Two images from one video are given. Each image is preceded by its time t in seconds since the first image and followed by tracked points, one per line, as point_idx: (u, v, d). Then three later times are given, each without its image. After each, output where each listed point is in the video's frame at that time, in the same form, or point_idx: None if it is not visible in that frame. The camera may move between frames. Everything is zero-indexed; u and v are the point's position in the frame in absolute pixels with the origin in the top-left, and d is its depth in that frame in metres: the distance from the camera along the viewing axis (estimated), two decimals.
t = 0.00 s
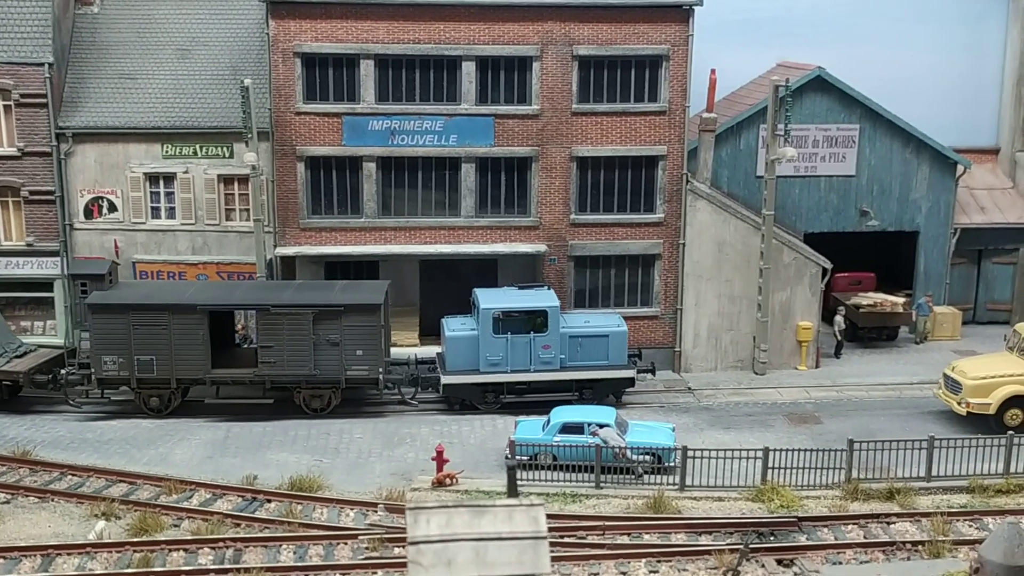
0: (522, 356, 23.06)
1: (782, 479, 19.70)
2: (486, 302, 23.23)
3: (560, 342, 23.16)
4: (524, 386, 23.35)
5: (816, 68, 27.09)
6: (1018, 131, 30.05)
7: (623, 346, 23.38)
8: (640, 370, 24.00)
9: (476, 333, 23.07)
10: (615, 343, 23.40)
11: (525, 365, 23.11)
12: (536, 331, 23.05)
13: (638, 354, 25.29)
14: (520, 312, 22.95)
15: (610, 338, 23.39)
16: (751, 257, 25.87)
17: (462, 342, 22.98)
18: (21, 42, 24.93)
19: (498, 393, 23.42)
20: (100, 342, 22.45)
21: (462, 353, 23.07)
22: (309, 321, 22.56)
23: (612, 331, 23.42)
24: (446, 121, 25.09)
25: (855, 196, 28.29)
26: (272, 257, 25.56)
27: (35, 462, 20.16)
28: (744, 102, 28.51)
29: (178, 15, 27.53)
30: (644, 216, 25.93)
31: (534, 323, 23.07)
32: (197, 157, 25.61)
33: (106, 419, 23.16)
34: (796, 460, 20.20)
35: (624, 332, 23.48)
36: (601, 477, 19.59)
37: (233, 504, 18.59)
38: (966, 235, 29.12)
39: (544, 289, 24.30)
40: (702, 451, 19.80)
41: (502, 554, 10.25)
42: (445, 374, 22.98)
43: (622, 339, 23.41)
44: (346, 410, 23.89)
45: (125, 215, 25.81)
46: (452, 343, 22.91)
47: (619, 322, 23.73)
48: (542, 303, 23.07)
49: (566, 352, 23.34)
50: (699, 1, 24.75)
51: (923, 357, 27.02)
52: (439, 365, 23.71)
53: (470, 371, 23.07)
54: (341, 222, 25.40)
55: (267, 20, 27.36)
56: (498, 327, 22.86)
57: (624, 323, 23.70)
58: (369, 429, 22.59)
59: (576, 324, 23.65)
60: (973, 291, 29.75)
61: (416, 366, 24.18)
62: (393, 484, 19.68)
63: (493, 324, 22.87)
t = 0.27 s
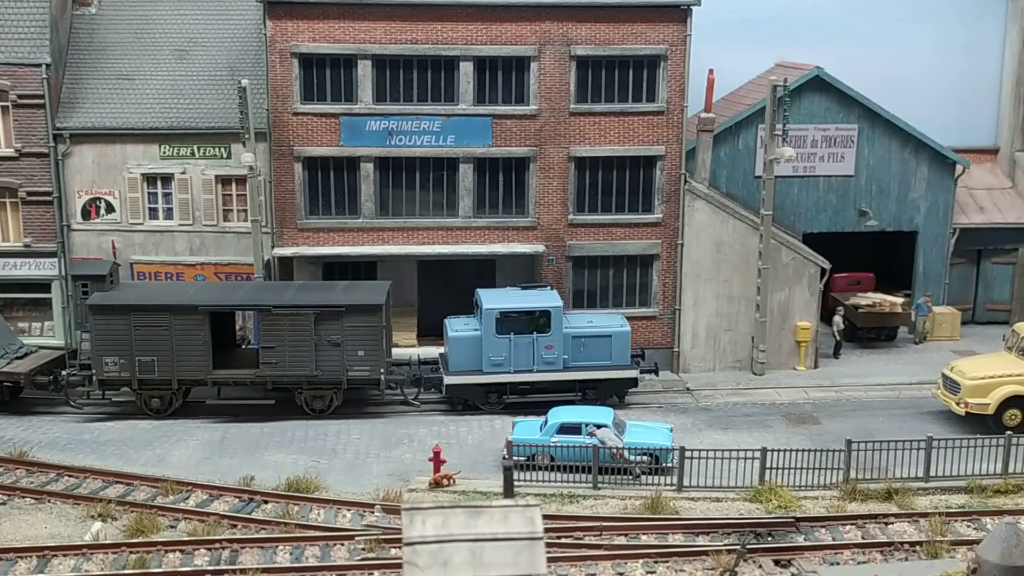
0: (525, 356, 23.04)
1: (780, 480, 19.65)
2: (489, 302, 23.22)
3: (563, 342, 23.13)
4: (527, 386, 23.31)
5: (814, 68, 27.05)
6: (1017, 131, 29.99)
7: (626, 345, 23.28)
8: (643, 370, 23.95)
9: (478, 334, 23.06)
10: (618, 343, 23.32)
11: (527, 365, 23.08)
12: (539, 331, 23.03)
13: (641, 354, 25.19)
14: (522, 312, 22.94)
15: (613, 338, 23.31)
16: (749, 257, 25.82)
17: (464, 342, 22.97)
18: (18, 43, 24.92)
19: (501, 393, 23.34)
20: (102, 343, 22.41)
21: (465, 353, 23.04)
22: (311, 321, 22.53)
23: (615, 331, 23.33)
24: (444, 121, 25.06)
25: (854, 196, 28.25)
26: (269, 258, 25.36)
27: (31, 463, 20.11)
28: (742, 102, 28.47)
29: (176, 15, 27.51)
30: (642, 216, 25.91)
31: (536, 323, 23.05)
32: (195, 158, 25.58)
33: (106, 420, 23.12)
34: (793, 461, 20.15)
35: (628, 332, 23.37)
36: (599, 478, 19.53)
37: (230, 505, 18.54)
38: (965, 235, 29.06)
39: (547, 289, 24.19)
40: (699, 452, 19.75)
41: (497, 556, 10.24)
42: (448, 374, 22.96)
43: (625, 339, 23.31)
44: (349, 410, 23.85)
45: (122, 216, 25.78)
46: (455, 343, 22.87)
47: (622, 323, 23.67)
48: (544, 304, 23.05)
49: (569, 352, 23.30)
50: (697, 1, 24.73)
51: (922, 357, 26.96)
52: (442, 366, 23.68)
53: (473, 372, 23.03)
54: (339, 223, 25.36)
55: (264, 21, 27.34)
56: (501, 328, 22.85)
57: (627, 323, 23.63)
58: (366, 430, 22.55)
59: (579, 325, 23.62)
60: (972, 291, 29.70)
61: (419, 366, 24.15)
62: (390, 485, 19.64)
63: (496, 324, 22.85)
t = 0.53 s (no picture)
0: (526, 356, 22.98)
1: (774, 480, 19.58)
2: (490, 301, 23.15)
3: (564, 341, 23.07)
4: (528, 386, 23.26)
5: (809, 67, 27.00)
6: (1014, 130, 29.93)
7: (627, 345, 23.24)
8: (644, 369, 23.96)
9: (479, 333, 23.00)
10: (619, 343, 23.28)
11: (528, 365, 23.03)
12: (540, 331, 22.96)
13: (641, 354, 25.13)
14: (523, 312, 22.87)
15: (614, 337, 23.26)
16: (745, 256, 25.74)
17: (465, 342, 22.90)
18: (12, 43, 24.93)
19: (501, 393, 23.25)
20: (102, 343, 22.35)
21: (466, 353, 22.97)
22: (311, 321, 22.47)
23: (616, 331, 23.29)
24: (438, 120, 25.02)
25: (850, 196, 28.18)
26: (264, 258, 25.55)
27: (24, 463, 20.06)
28: (737, 102, 28.41)
29: (171, 15, 27.48)
30: (637, 216, 25.86)
31: (537, 323, 22.98)
32: (189, 157, 25.55)
33: (104, 420, 23.07)
34: (787, 460, 20.08)
35: (629, 332, 23.36)
36: (592, 477, 19.46)
37: (222, 505, 18.49)
38: (962, 234, 28.99)
39: (548, 289, 24.11)
40: (693, 452, 19.68)
41: (488, 554, 10.05)
42: (449, 374, 22.89)
43: (626, 338, 23.26)
44: (350, 410, 23.80)
45: (117, 216, 25.76)
46: (455, 343, 22.81)
47: (623, 322, 23.63)
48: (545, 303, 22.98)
49: (570, 352, 23.24)
50: None
51: (919, 357, 26.90)
52: (442, 365, 23.63)
53: (473, 372, 22.97)
54: (333, 222, 25.32)
55: (259, 20, 27.31)
56: (502, 327, 22.78)
57: (628, 323, 23.60)
58: (360, 430, 22.50)
59: (580, 324, 23.55)
60: (969, 291, 29.64)
61: (420, 366, 24.17)
62: (383, 484, 19.58)
63: (497, 324, 22.79)
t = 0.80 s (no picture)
0: (528, 357, 22.96)
1: (769, 481, 19.59)
2: (492, 302, 23.14)
3: (566, 343, 23.04)
4: (530, 387, 23.27)
5: (806, 69, 27.04)
6: (1010, 132, 29.97)
7: (630, 346, 23.27)
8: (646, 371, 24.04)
9: (482, 334, 23.00)
10: (621, 344, 23.30)
11: (530, 366, 23.00)
12: (542, 332, 22.94)
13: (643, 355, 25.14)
14: (526, 314, 22.85)
15: (616, 338, 23.28)
16: (741, 258, 25.73)
17: (468, 343, 22.91)
18: (8, 44, 24.94)
19: (504, 394, 23.28)
20: (106, 345, 22.33)
21: (469, 354, 22.99)
22: (314, 322, 22.48)
23: (619, 332, 23.31)
24: (435, 122, 25.05)
25: (847, 198, 28.22)
26: (260, 260, 25.48)
27: (20, 464, 20.06)
28: (734, 103, 28.44)
29: (168, 17, 27.51)
30: (634, 217, 25.89)
31: (540, 324, 22.97)
32: (186, 159, 25.57)
33: (105, 422, 23.06)
34: (783, 461, 20.08)
35: (630, 333, 23.44)
36: (588, 479, 19.45)
37: (218, 506, 18.49)
38: (958, 236, 29.02)
39: (550, 290, 24.12)
40: (688, 453, 19.66)
41: (482, 555, 10.03)
42: (451, 375, 22.88)
43: (628, 339, 23.31)
44: (354, 411, 23.81)
45: (114, 217, 25.77)
46: (458, 344, 22.84)
47: (626, 324, 23.66)
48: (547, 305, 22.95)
49: (572, 353, 23.23)
50: (688, 2, 24.72)
51: (916, 359, 26.91)
52: (445, 367, 23.67)
53: (476, 373, 23.01)
54: (330, 224, 25.34)
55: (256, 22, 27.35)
56: (504, 328, 22.77)
57: (630, 325, 23.64)
58: (357, 431, 22.50)
59: (582, 326, 23.54)
60: (965, 293, 29.66)
61: (422, 368, 24.23)
62: (379, 486, 19.58)
63: (499, 325, 22.79)
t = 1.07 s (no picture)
0: (536, 359, 23.06)
1: (771, 483, 19.65)
2: (501, 305, 23.20)
3: (574, 345, 23.14)
4: (538, 389, 23.38)
5: (806, 72, 27.12)
6: (1010, 135, 30.04)
7: (637, 349, 23.30)
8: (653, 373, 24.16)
9: (490, 337, 23.03)
10: (628, 346, 23.33)
11: (539, 368, 23.10)
12: (551, 335, 23.02)
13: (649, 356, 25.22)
14: (534, 316, 22.95)
15: (624, 341, 23.31)
16: (743, 260, 25.74)
17: (476, 345, 22.91)
18: (11, 47, 25.00)
19: (512, 396, 23.39)
20: (115, 347, 22.37)
21: (477, 356, 23.00)
22: (324, 325, 22.53)
23: (626, 334, 23.34)
24: (436, 124, 25.11)
25: (848, 200, 28.28)
26: (263, 261, 25.61)
27: (23, 466, 20.10)
28: (735, 106, 28.50)
29: (170, 20, 27.57)
30: (635, 220, 25.98)
31: (548, 327, 23.06)
32: (188, 161, 25.63)
33: (113, 424, 23.09)
34: (784, 464, 20.14)
35: (638, 336, 23.41)
36: (590, 481, 19.53)
37: (221, 508, 18.54)
38: (959, 239, 29.09)
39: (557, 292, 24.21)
40: (690, 456, 19.72)
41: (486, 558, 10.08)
42: (459, 377, 22.88)
43: (636, 342, 23.32)
44: (362, 413, 23.87)
45: (116, 219, 25.82)
46: (466, 346, 22.81)
47: (633, 326, 23.73)
48: (555, 307, 23.05)
49: (580, 355, 23.28)
50: (690, 5, 24.79)
51: (916, 361, 26.99)
52: (452, 369, 23.63)
53: (484, 375, 22.99)
54: (332, 227, 25.40)
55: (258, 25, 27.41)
56: (513, 331, 22.83)
57: (637, 327, 23.67)
58: (359, 433, 22.55)
59: (590, 328, 23.58)
60: (965, 295, 29.73)
61: (430, 369, 24.35)
62: (381, 488, 19.64)
63: (508, 328, 22.85)
